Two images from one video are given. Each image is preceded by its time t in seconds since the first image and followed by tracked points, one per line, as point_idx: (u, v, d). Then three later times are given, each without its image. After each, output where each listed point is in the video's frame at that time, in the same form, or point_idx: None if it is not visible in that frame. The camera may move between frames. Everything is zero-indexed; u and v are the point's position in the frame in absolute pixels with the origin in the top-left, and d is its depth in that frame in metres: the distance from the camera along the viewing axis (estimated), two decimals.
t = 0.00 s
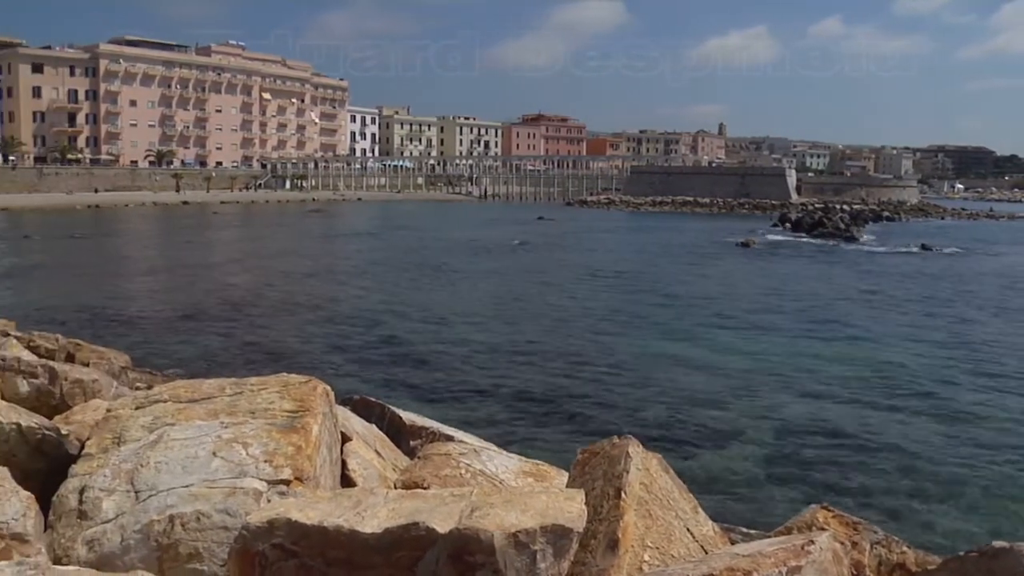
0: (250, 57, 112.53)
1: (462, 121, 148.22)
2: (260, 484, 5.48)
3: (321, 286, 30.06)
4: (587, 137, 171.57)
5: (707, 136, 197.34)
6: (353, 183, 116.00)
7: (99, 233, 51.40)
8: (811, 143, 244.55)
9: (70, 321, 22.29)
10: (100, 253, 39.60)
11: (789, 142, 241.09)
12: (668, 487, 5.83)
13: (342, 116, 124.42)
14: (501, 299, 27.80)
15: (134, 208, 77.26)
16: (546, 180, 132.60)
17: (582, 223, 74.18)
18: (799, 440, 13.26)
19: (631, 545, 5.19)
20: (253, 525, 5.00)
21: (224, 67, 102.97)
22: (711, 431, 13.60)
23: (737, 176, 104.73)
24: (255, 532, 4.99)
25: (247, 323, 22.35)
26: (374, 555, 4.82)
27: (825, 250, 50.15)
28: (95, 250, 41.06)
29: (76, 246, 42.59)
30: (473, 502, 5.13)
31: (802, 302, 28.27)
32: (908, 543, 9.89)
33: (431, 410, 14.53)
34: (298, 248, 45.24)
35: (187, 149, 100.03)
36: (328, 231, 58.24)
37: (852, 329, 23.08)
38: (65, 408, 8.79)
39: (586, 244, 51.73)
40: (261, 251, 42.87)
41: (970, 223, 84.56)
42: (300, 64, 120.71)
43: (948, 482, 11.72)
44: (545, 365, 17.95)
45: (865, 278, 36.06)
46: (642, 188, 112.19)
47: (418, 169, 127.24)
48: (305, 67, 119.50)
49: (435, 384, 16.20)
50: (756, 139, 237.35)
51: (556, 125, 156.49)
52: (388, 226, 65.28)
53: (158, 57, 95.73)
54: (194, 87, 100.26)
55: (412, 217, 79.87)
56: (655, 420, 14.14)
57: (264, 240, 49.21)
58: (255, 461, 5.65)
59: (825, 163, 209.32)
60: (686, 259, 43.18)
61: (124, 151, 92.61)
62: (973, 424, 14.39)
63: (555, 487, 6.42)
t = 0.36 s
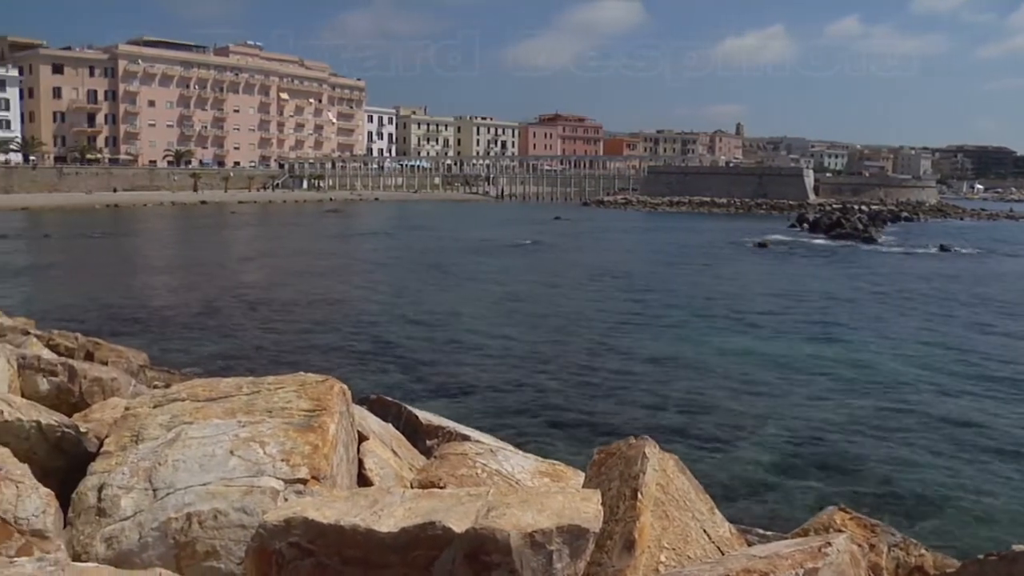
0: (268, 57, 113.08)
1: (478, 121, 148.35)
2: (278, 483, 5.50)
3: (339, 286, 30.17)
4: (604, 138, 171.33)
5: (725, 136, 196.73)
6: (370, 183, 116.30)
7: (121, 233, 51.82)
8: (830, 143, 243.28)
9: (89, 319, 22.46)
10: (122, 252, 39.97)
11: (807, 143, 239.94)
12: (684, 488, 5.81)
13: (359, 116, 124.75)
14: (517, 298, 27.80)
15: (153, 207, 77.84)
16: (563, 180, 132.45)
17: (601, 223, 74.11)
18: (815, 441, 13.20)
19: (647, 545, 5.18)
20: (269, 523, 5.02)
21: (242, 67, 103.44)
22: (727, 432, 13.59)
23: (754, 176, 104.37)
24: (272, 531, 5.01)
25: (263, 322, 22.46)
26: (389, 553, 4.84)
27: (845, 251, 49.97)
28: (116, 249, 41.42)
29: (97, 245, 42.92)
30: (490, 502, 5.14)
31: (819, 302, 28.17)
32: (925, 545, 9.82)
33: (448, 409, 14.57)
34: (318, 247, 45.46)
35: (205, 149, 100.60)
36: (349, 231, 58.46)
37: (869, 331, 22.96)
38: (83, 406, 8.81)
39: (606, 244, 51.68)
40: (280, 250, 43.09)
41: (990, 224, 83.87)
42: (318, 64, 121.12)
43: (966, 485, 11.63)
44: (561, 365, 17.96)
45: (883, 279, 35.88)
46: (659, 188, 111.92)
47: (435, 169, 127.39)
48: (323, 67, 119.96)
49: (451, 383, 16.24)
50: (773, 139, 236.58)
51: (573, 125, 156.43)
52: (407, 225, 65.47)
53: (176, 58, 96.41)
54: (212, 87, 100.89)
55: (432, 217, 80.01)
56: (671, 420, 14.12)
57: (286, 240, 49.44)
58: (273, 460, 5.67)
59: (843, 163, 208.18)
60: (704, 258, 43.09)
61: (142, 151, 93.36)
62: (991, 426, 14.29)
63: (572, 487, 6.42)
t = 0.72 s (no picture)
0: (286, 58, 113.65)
1: (495, 121, 148.63)
2: (294, 482, 5.52)
3: (356, 285, 30.23)
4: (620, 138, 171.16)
5: (743, 136, 196.11)
6: (387, 183, 116.65)
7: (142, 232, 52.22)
8: (848, 144, 242.16)
9: (108, 318, 22.62)
10: (141, 251, 40.31)
11: (825, 143, 238.86)
12: (700, 488, 5.79)
13: (376, 116, 125.14)
14: (533, 298, 27.85)
15: (171, 207, 78.35)
16: (580, 180, 132.29)
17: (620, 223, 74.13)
18: (831, 443, 13.14)
19: (662, 547, 5.17)
20: (285, 523, 5.02)
21: (259, 68, 103.88)
22: (743, 432, 13.55)
23: (772, 176, 104.03)
24: (288, 529, 5.03)
25: (279, 321, 22.59)
26: (405, 552, 4.84)
27: (864, 252, 49.76)
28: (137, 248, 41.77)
29: (118, 245, 43.32)
30: (506, 502, 5.14)
31: (836, 303, 28.06)
32: (941, 549, 9.76)
33: (464, 409, 14.63)
34: (337, 247, 45.72)
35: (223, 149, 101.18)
36: (370, 231, 58.72)
37: (886, 332, 22.87)
38: (102, 404, 8.98)
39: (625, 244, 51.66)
40: (299, 250, 43.32)
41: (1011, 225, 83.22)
42: (335, 65, 121.48)
43: (983, 488, 11.56)
44: (577, 365, 17.97)
45: (902, 280, 35.74)
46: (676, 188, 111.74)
47: (451, 169, 127.61)
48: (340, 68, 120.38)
49: (466, 384, 16.25)
50: (791, 139, 235.61)
51: (590, 125, 156.45)
52: (425, 225, 65.66)
53: (194, 59, 96.97)
54: (229, 87, 101.41)
55: (451, 217, 80.08)
56: (687, 421, 14.10)
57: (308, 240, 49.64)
58: (289, 459, 5.70)
59: (862, 163, 207.07)
60: (722, 259, 42.91)
61: (160, 151, 94.04)
62: (1008, 428, 14.22)
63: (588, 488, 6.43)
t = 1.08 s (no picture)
0: (302, 58, 114.07)
1: (511, 121, 148.70)
2: (310, 481, 5.54)
3: (372, 285, 30.26)
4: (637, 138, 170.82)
5: (759, 136, 195.29)
6: (403, 183, 116.87)
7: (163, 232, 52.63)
8: (865, 145, 240.80)
9: (126, 317, 22.75)
10: (161, 250, 40.59)
11: (843, 143, 237.57)
12: (715, 489, 5.78)
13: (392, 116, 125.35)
14: (549, 298, 27.82)
15: (189, 207, 78.74)
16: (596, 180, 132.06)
17: (638, 223, 74.02)
18: (848, 444, 13.08)
19: (678, 548, 5.15)
20: (301, 522, 5.04)
21: (276, 68, 104.28)
22: (760, 434, 13.49)
23: (788, 177, 103.53)
24: (305, 529, 5.04)
25: (295, 321, 22.69)
26: (421, 551, 4.85)
27: (883, 252, 49.48)
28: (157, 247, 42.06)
29: (139, 244, 43.68)
30: (522, 502, 5.15)
31: (854, 304, 27.89)
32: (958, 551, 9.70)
33: (480, 408, 14.65)
34: (355, 246, 45.91)
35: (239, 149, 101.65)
36: (389, 231, 58.85)
37: (904, 333, 22.73)
38: (119, 403, 9.01)
39: (643, 244, 51.56)
40: (318, 249, 43.48)
41: None
42: (351, 65, 121.79)
43: (1002, 491, 11.47)
44: (593, 365, 17.97)
45: (921, 281, 35.52)
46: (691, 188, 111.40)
47: (467, 169, 127.73)
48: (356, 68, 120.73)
49: (482, 383, 16.23)
50: (808, 139, 234.85)
51: (606, 125, 156.31)
52: (443, 225, 65.74)
53: (211, 59, 97.48)
54: (247, 87, 101.86)
55: (468, 216, 80.21)
56: (703, 421, 14.08)
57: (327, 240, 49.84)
58: (305, 459, 5.71)
59: (880, 163, 205.80)
60: (739, 260, 42.75)
61: (178, 150, 94.60)
62: None
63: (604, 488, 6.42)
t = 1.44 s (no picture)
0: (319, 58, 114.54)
1: (526, 121, 148.73)
2: (325, 481, 5.55)
3: (388, 285, 30.32)
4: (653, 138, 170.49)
5: (776, 136, 194.50)
6: (419, 183, 117.01)
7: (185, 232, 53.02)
8: (882, 145, 239.47)
9: (142, 316, 22.89)
10: (180, 250, 40.87)
11: (859, 144, 236.33)
12: (731, 491, 5.76)
13: (407, 116, 125.56)
14: (564, 298, 27.82)
15: (205, 207, 79.12)
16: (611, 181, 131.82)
17: (656, 224, 73.89)
18: (865, 446, 13.00)
19: (693, 548, 5.14)
20: (317, 520, 5.06)
21: (292, 68, 104.73)
22: (776, 434, 13.44)
23: (805, 177, 103.06)
24: (320, 527, 5.05)
25: (310, 320, 22.75)
26: (437, 550, 4.85)
27: (902, 254, 49.21)
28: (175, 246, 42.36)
29: (159, 243, 44.02)
30: (537, 502, 5.15)
31: (872, 305, 27.74)
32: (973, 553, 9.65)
33: (495, 408, 14.67)
34: (373, 246, 46.09)
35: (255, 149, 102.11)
36: (407, 231, 58.99)
37: (922, 334, 22.59)
38: (136, 401, 9.05)
39: (661, 245, 51.46)
40: (335, 250, 43.66)
41: None
42: (367, 65, 122.17)
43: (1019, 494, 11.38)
44: (608, 365, 17.95)
45: (940, 282, 35.30)
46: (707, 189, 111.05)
47: (483, 169, 127.84)
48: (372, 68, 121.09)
49: (497, 384, 16.23)
50: (825, 140, 234.00)
51: (622, 125, 156.05)
52: (461, 225, 65.86)
53: (227, 59, 98.04)
54: (263, 87, 102.33)
55: (485, 217, 80.27)
56: (718, 422, 14.05)
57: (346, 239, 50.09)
58: (321, 458, 5.73)
59: (897, 164, 204.57)
60: (757, 261, 42.57)
61: (194, 150, 95.15)
62: None
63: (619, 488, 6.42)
